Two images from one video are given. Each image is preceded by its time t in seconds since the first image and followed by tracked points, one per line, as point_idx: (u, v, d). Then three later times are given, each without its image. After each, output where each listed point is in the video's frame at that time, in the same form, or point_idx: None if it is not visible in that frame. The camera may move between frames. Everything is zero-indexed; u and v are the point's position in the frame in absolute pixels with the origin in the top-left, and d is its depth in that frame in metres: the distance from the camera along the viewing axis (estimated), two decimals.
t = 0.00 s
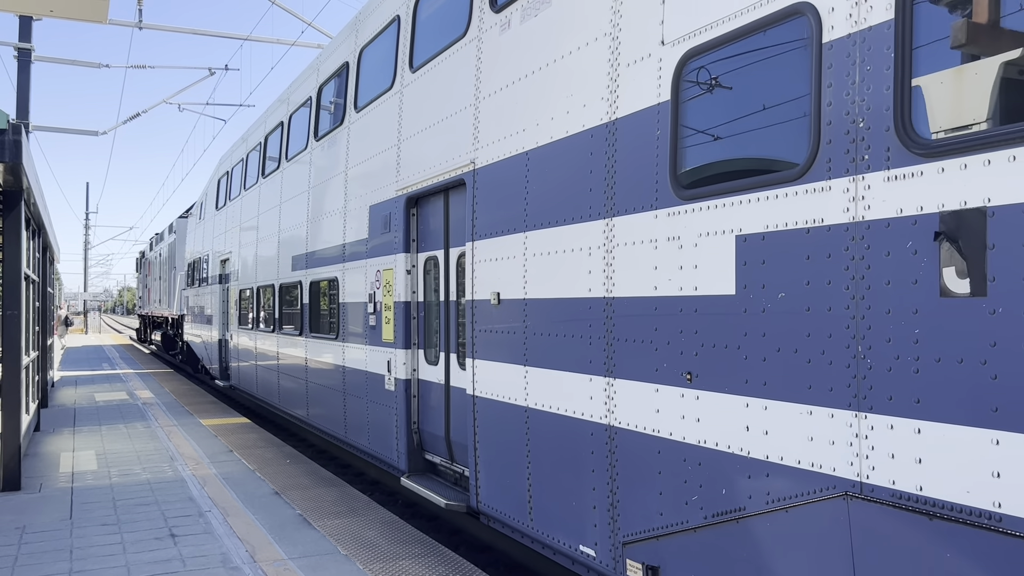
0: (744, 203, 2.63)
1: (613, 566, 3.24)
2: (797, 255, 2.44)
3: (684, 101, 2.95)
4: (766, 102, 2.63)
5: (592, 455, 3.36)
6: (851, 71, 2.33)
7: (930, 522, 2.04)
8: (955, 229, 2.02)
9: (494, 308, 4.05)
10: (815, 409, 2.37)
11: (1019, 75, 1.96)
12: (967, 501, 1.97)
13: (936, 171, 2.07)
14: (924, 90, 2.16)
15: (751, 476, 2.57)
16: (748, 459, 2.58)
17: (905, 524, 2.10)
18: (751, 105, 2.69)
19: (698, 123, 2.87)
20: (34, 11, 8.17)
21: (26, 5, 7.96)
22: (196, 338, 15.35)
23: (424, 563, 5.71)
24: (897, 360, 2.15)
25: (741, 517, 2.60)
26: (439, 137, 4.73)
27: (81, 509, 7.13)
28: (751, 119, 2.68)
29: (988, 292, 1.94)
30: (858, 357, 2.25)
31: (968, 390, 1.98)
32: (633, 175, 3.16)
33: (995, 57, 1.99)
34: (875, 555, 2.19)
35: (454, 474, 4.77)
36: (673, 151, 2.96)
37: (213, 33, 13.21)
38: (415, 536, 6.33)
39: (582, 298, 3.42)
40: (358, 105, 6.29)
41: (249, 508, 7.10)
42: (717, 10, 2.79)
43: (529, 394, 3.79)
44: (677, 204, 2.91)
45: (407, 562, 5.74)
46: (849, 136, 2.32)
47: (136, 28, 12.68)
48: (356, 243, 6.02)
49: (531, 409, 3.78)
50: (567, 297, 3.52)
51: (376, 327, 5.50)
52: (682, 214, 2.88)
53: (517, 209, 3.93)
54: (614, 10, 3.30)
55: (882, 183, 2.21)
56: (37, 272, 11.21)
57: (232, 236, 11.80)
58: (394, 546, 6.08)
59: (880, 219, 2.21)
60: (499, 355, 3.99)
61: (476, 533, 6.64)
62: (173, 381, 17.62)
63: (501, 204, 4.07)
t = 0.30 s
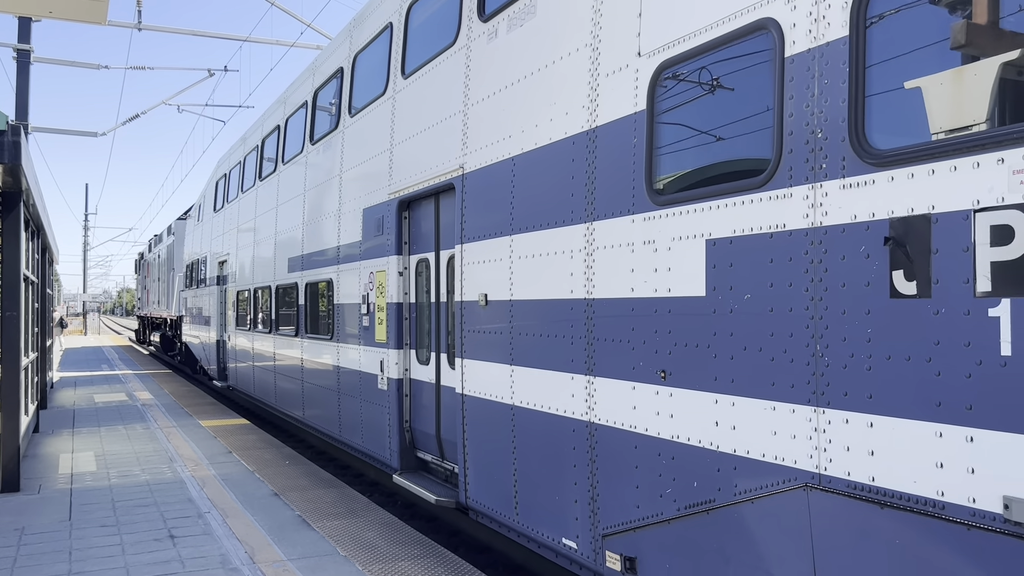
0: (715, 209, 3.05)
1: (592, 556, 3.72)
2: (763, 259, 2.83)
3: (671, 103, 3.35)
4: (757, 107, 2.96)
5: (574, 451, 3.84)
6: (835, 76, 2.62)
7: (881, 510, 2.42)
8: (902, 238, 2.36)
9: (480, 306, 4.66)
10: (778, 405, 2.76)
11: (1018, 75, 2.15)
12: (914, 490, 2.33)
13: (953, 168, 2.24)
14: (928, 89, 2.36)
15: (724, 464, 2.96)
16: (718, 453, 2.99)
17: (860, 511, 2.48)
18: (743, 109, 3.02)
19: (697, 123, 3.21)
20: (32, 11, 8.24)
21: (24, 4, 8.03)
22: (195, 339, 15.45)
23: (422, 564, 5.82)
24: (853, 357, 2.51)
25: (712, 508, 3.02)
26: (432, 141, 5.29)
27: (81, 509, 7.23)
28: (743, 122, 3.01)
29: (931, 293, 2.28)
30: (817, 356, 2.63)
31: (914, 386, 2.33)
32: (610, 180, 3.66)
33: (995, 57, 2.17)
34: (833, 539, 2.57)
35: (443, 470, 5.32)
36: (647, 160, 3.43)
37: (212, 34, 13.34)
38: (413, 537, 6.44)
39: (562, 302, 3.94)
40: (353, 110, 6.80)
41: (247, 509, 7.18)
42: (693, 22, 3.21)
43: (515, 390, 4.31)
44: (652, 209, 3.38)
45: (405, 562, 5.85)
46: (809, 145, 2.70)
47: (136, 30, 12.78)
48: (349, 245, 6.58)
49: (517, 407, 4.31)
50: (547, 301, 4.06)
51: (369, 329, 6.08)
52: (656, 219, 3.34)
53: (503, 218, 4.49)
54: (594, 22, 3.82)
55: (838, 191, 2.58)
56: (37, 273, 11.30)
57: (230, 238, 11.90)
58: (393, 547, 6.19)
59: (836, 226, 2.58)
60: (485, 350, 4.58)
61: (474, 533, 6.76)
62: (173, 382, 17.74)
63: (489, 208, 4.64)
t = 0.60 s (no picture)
0: (688, 215, 3.23)
1: (573, 549, 3.96)
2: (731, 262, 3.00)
3: (643, 112, 3.56)
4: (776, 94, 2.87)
5: (557, 448, 4.07)
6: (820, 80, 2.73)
7: (837, 501, 2.58)
8: (852, 241, 2.55)
9: (467, 308, 4.96)
10: (744, 402, 2.93)
11: (1016, 78, 2.18)
12: (867, 482, 2.49)
13: (903, 177, 2.41)
14: (925, 91, 2.40)
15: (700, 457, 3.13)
16: (690, 448, 3.18)
17: (818, 501, 2.64)
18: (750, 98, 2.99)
19: (701, 123, 3.27)
20: (28, 10, 7.91)
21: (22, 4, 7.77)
22: (192, 339, 15.25)
23: (421, 566, 5.58)
24: (815, 354, 2.67)
25: (683, 502, 3.22)
26: (423, 145, 5.60)
27: (80, 510, 7.01)
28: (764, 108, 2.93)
29: (881, 295, 2.46)
30: (779, 354, 2.80)
31: (866, 383, 2.50)
32: (590, 187, 3.88)
33: (993, 58, 2.21)
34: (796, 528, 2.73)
35: (434, 468, 5.70)
36: (624, 169, 3.65)
37: (211, 36, 13.22)
38: (411, 538, 6.21)
39: (541, 304, 4.20)
40: (347, 112, 7.21)
41: (246, 511, 6.94)
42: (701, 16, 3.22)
43: (500, 388, 4.57)
44: (629, 215, 3.59)
45: (404, 564, 5.62)
46: (772, 156, 2.88)
47: (135, 30, 12.63)
48: (343, 247, 7.08)
49: (502, 408, 4.55)
50: (527, 301, 4.33)
51: (361, 329, 6.59)
52: (632, 224, 3.56)
53: (487, 222, 4.78)
54: (574, 37, 4.04)
55: (798, 199, 2.75)
56: (35, 274, 11.07)
57: (229, 239, 11.76)
58: (391, 549, 5.96)
59: (795, 231, 2.75)
60: (474, 350, 4.85)
61: (474, 536, 6.53)
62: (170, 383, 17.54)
63: (475, 214, 4.92)
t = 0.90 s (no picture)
0: (660, 220, 3.11)
1: (556, 542, 3.76)
2: (698, 266, 2.89)
3: (625, 108, 3.35)
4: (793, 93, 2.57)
5: (540, 444, 3.89)
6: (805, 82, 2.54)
7: (947, 530, 2.07)
8: (941, 232, 2.09)
9: (453, 312, 4.78)
10: (711, 399, 2.83)
11: (1016, 79, 2.00)
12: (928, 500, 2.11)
13: (893, 181, 2.21)
14: (923, 92, 2.20)
15: (743, 470, 2.68)
16: (662, 444, 3.07)
17: (839, 509, 2.36)
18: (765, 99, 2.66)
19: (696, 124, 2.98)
20: (25, 11, 7.12)
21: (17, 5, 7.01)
22: (188, 341, 14.75)
23: (421, 569, 5.01)
24: (784, 359, 2.54)
25: (657, 494, 3.09)
26: (412, 151, 5.46)
27: (76, 512, 6.43)
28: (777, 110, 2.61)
29: (979, 295, 1.99)
30: (744, 354, 2.69)
31: (950, 395, 2.06)
32: (572, 193, 3.69)
33: (992, 60, 2.03)
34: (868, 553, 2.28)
35: (425, 466, 5.52)
36: (601, 176, 3.48)
37: (210, 35, 12.82)
38: (410, 539, 5.65)
39: (525, 303, 4.02)
40: (341, 118, 7.06)
41: (245, 512, 6.37)
42: None
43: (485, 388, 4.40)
44: (607, 220, 3.43)
45: (402, 567, 5.03)
46: (737, 164, 2.74)
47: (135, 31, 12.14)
48: (337, 249, 6.97)
49: (488, 406, 4.37)
50: (511, 301, 4.15)
51: (355, 330, 6.49)
52: (611, 229, 3.40)
53: (471, 223, 4.60)
54: (556, 46, 3.82)
55: (761, 206, 2.62)
56: (33, 275, 10.48)
57: (226, 239, 11.32)
58: (390, 550, 5.40)
59: (759, 236, 2.63)
60: (460, 354, 4.71)
61: (474, 537, 5.97)
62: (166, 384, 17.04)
63: (463, 216, 4.71)
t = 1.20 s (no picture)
0: (635, 226, 3.24)
1: (538, 536, 3.89)
2: (671, 270, 3.02)
3: (625, 109, 3.34)
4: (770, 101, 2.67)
5: (524, 441, 4.01)
6: (781, 91, 2.62)
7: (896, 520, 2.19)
8: (890, 238, 2.21)
9: (443, 313, 4.90)
10: (682, 397, 2.96)
11: (1015, 82, 2.02)
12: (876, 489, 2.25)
13: (847, 191, 2.34)
14: (920, 94, 2.21)
15: (711, 465, 2.81)
16: (637, 440, 3.20)
17: (799, 501, 2.47)
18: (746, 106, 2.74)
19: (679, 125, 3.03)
20: (23, 14, 7.18)
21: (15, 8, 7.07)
22: (185, 342, 14.86)
23: (419, 570, 5.13)
24: (748, 358, 2.66)
25: (633, 490, 3.21)
26: (403, 156, 5.57)
27: (74, 514, 6.54)
28: (755, 117, 2.71)
29: (923, 297, 2.12)
30: (711, 354, 2.82)
31: (898, 393, 2.19)
32: (554, 198, 3.82)
33: (991, 62, 2.05)
34: (822, 537, 2.41)
35: (415, 464, 5.64)
36: (582, 183, 3.61)
37: (207, 37, 12.95)
38: (408, 542, 5.76)
39: (510, 305, 4.14)
40: (334, 124, 7.20)
41: (242, 514, 6.48)
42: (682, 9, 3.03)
43: (473, 387, 4.52)
44: (586, 225, 3.56)
45: (400, 569, 5.15)
46: (706, 173, 2.87)
47: (132, 33, 12.28)
48: (331, 252, 7.09)
49: (475, 404, 4.49)
50: (497, 304, 4.27)
51: (348, 331, 6.61)
52: (590, 234, 3.52)
53: (459, 227, 4.72)
54: (539, 56, 3.94)
55: (728, 214, 2.75)
56: (31, 278, 10.58)
57: (222, 241, 11.45)
58: (388, 553, 5.51)
59: (725, 242, 2.76)
60: (448, 355, 4.83)
61: (473, 541, 6.11)
62: (163, 386, 17.14)
63: (452, 221, 4.83)
